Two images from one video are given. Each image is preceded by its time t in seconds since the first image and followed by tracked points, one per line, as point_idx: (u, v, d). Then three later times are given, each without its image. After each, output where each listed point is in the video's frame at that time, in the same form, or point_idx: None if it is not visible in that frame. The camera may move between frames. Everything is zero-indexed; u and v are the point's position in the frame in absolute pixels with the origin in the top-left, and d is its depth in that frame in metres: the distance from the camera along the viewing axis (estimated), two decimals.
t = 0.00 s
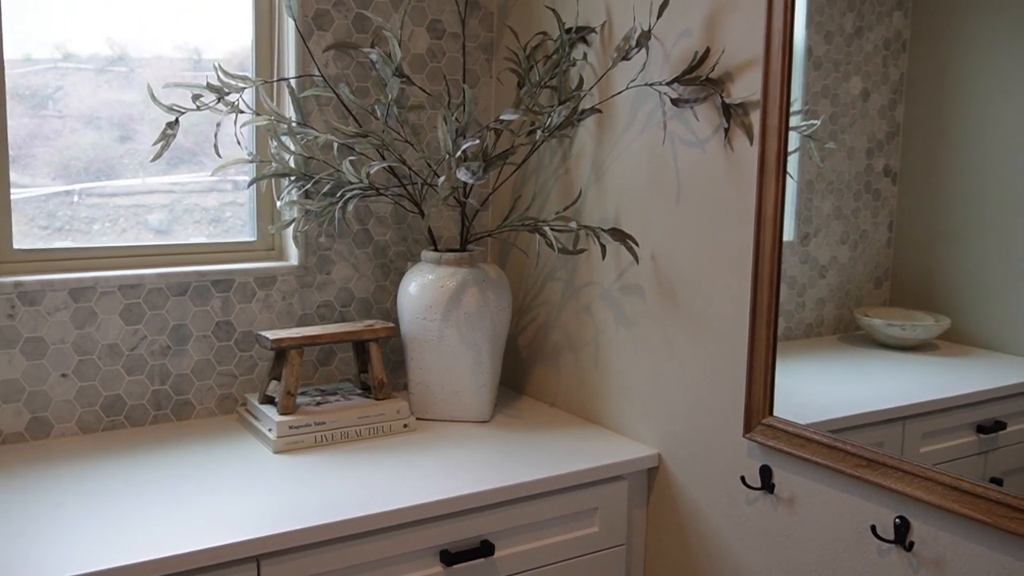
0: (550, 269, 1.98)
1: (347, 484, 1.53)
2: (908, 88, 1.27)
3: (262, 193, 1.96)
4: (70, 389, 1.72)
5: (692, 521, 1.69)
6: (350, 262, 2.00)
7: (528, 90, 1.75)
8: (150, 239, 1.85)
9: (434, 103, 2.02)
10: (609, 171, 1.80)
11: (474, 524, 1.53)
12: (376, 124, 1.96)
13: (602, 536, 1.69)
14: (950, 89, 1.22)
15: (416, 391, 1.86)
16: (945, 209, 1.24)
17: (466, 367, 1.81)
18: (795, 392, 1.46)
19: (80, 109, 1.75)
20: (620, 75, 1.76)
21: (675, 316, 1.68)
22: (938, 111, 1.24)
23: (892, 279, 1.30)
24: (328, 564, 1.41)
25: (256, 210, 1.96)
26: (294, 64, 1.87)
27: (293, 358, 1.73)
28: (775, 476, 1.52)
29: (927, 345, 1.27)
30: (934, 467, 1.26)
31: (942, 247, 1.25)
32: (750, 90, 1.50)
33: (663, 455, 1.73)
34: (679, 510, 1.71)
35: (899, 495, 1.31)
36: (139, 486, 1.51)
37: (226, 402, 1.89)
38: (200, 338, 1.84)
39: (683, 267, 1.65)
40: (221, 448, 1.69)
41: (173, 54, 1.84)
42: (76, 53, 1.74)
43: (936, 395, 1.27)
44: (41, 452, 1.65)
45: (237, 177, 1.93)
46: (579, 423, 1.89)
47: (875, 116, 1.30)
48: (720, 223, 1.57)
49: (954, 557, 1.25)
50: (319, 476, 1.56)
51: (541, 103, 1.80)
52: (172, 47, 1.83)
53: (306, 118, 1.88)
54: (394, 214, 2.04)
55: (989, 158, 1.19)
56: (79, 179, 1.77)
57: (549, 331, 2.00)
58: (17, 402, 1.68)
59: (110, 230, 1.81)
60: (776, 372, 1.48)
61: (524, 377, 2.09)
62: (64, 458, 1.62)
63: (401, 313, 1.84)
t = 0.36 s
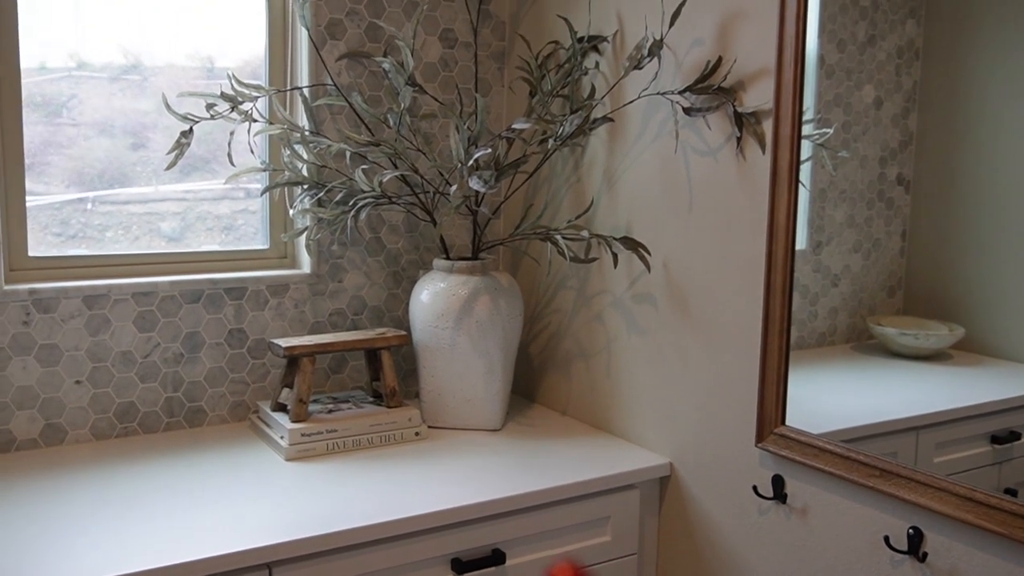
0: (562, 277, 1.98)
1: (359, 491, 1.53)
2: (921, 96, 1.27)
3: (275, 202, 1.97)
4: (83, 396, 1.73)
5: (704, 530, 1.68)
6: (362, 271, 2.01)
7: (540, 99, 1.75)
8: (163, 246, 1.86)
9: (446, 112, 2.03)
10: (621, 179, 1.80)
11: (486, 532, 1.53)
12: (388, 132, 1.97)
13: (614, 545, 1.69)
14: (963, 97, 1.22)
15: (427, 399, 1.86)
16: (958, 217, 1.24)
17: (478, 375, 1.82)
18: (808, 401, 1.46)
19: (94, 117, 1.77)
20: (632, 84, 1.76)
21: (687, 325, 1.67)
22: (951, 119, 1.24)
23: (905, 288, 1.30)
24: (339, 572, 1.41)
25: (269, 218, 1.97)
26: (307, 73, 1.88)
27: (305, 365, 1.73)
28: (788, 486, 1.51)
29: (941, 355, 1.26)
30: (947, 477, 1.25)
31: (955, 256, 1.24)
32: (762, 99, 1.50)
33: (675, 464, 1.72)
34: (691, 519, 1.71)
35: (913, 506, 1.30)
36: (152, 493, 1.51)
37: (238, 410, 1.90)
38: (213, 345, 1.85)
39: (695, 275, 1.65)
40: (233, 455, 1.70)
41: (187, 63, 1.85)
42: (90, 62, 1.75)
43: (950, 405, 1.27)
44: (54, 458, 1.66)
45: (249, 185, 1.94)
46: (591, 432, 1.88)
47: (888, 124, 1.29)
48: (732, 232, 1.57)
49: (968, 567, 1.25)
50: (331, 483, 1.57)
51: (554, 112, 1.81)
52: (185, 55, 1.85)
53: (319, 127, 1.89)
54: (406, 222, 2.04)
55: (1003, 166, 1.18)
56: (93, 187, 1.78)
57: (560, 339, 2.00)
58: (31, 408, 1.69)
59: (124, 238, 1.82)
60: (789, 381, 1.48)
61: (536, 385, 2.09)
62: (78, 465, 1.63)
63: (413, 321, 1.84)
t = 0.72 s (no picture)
0: (569, 284, 1.98)
1: (366, 498, 1.53)
2: (928, 103, 1.26)
3: (283, 209, 1.98)
4: (92, 402, 1.74)
5: (711, 538, 1.68)
6: (369, 277, 2.01)
7: (547, 106, 1.76)
8: (171, 254, 1.86)
9: (453, 119, 2.04)
10: (628, 186, 1.81)
11: (493, 539, 1.53)
12: (396, 140, 1.98)
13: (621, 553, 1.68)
14: (971, 104, 1.21)
15: (434, 407, 1.86)
16: (967, 224, 1.23)
17: (485, 382, 1.81)
18: (815, 409, 1.45)
19: (102, 125, 1.77)
20: (640, 91, 1.76)
21: (695, 332, 1.67)
22: (960, 127, 1.23)
23: (914, 295, 1.30)
24: None
25: (277, 227, 1.98)
26: (315, 81, 1.89)
27: (313, 373, 1.74)
28: (796, 493, 1.50)
29: (950, 362, 1.26)
30: (957, 485, 1.25)
31: (964, 263, 1.24)
32: (770, 106, 1.50)
33: (683, 471, 1.72)
34: (698, 526, 1.70)
35: (922, 514, 1.30)
36: (160, 499, 1.52)
37: (246, 416, 1.90)
38: (221, 352, 1.85)
39: (702, 282, 1.65)
40: (241, 462, 1.70)
41: (195, 71, 1.86)
42: (99, 70, 1.76)
43: (959, 412, 1.26)
44: (63, 465, 1.66)
45: (257, 193, 1.95)
46: (598, 439, 1.88)
47: (896, 131, 1.29)
48: (739, 238, 1.57)
49: None
50: (338, 490, 1.57)
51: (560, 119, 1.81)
52: (193, 63, 1.86)
53: (326, 134, 1.90)
54: (413, 229, 2.05)
55: (1012, 173, 1.17)
56: (102, 195, 1.78)
57: (567, 346, 2.00)
58: (40, 415, 1.69)
59: (131, 245, 1.83)
60: (796, 388, 1.48)
61: (543, 393, 2.09)
62: (86, 471, 1.63)
63: (420, 328, 1.84)
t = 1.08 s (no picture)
0: (577, 288, 1.98)
1: (373, 501, 1.53)
2: (937, 109, 1.26)
3: (291, 212, 1.98)
4: (99, 404, 1.74)
5: (718, 543, 1.67)
6: (377, 281, 2.01)
7: (555, 110, 1.76)
8: (179, 257, 1.87)
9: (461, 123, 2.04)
10: (636, 190, 1.80)
11: (500, 543, 1.52)
12: (404, 143, 1.98)
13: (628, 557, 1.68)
14: (979, 108, 1.21)
15: (441, 410, 1.86)
16: (976, 228, 1.23)
17: (492, 386, 1.81)
18: (823, 414, 1.45)
19: (110, 128, 1.78)
20: (647, 96, 1.77)
21: (702, 336, 1.67)
22: (967, 131, 1.23)
23: (922, 300, 1.29)
24: None
25: (284, 229, 1.98)
26: (323, 84, 1.90)
27: (320, 376, 1.73)
28: (803, 499, 1.50)
29: (959, 368, 1.25)
30: (966, 491, 1.25)
31: (973, 268, 1.23)
32: (778, 111, 1.50)
33: (690, 476, 1.72)
34: (706, 531, 1.70)
35: (931, 519, 1.29)
36: (166, 501, 1.52)
37: (253, 419, 1.90)
38: (228, 354, 1.86)
39: (710, 286, 1.65)
40: (247, 464, 1.70)
41: (203, 74, 1.86)
42: (107, 73, 1.77)
43: (968, 418, 1.26)
44: (70, 466, 1.67)
45: (264, 196, 1.95)
46: (605, 443, 1.88)
47: (904, 136, 1.29)
48: (748, 242, 1.57)
49: None
50: (345, 493, 1.57)
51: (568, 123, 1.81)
52: (202, 66, 1.86)
53: (334, 137, 1.90)
54: (420, 232, 2.05)
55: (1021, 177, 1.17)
56: (109, 197, 1.79)
57: (575, 350, 1.99)
58: (47, 417, 1.69)
59: (139, 247, 1.83)
60: (804, 393, 1.47)
61: (550, 396, 2.08)
62: (93, 473, 1.64)
63: (427, 332, 1.84)
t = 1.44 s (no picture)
0: (583, 291, 1.98)
1: (380, 504, 1.53)
2: (945, 111, 1.26)
3: (298, 214, 1.99)
4: (106, 407, 1.74)
5: (725, 546, 1.67)
6: (383, 283, 2.01)
7: (561, 113, 1.76)
8: (186, 259, 1.87)
9: (468, 126, 2.04)
10: (643, 193, 1.80)
11: (507, 546, 1.52)
12: (411, 146, 1.98)
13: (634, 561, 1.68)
14: (987, 110, 1.21)
15: (448, 413, 1.86)
16: (983, 231, 1.22)
17: (499, 389, 1.81)
18: (830, 418, 1.45)
19: (118, 131, 1.78)
20: (654, 99, 1.77)
21: (709, 340, 1.67)
22: (975, 134, 1.22)
23: (930, 303, 1.29)
24: None
25: (291, 232, 1.98)
26: (330, 87, 1.90)
27: (326, 378, 1.73)
28: (811, 502, 1.50)
29: (967, 371, 1.25)
30: (974, 495, 1.24)
31: (981, 271, 1.23)
32: (785, 114, 1.50)
33: (697, 479, 1.71)
34: (712, 535, 1.69)
35: (939, 524, 1.29)
36: (173, 504, 1.52)
37: (259, 422, 1.90)
38: (235, 357, 1.86)
39: (717, 290, 1.64)
40: (254, 467, 1.70)
41: (209, 77, 1.87)
42: (114, 77, 1.77)
43: (976, 421, 1.25)
44: (77, 469, 1.67)
45: (271, 199, 1.96)
46: (611, 446, 1.88)
47: (912, 139, 1.29)
48: (755, 246, 1.56)
49: None
50: (352, 496, 1.57)
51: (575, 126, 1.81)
52: (209, 70, 1.87)
53: (341, 140, 1.90)
54: (427, 235, 2.05)
55: None
56: (117, 200, 1.80)
57: (581, 353, 1.99)
58: (55, 419, 1.70)
59: (146, 250, 1.84)
60: (812, 396, 1.47)
61: (556, 399, 2.08)
62: (100, 475, 1.64)
63: (433, 334, 1.85)
